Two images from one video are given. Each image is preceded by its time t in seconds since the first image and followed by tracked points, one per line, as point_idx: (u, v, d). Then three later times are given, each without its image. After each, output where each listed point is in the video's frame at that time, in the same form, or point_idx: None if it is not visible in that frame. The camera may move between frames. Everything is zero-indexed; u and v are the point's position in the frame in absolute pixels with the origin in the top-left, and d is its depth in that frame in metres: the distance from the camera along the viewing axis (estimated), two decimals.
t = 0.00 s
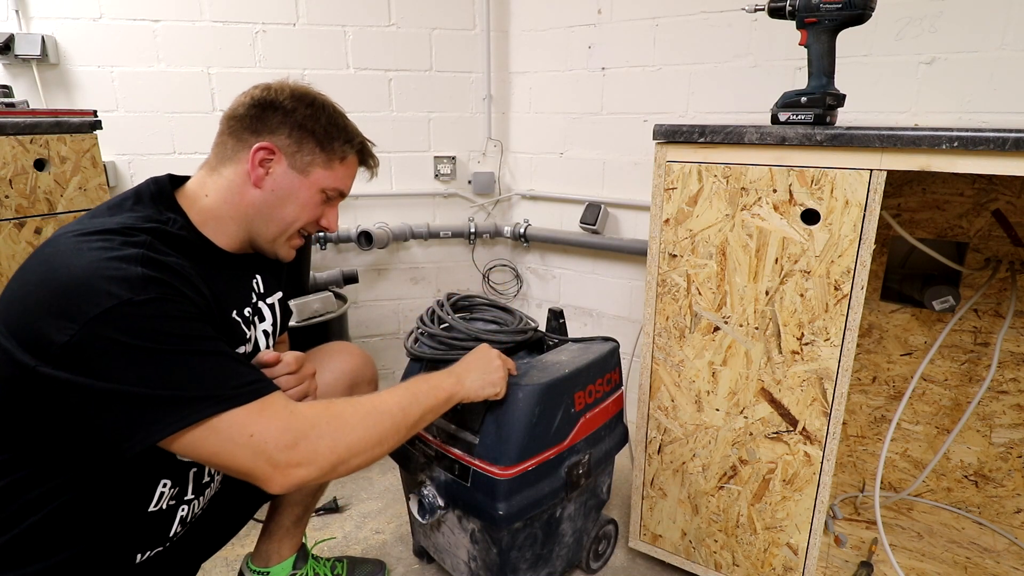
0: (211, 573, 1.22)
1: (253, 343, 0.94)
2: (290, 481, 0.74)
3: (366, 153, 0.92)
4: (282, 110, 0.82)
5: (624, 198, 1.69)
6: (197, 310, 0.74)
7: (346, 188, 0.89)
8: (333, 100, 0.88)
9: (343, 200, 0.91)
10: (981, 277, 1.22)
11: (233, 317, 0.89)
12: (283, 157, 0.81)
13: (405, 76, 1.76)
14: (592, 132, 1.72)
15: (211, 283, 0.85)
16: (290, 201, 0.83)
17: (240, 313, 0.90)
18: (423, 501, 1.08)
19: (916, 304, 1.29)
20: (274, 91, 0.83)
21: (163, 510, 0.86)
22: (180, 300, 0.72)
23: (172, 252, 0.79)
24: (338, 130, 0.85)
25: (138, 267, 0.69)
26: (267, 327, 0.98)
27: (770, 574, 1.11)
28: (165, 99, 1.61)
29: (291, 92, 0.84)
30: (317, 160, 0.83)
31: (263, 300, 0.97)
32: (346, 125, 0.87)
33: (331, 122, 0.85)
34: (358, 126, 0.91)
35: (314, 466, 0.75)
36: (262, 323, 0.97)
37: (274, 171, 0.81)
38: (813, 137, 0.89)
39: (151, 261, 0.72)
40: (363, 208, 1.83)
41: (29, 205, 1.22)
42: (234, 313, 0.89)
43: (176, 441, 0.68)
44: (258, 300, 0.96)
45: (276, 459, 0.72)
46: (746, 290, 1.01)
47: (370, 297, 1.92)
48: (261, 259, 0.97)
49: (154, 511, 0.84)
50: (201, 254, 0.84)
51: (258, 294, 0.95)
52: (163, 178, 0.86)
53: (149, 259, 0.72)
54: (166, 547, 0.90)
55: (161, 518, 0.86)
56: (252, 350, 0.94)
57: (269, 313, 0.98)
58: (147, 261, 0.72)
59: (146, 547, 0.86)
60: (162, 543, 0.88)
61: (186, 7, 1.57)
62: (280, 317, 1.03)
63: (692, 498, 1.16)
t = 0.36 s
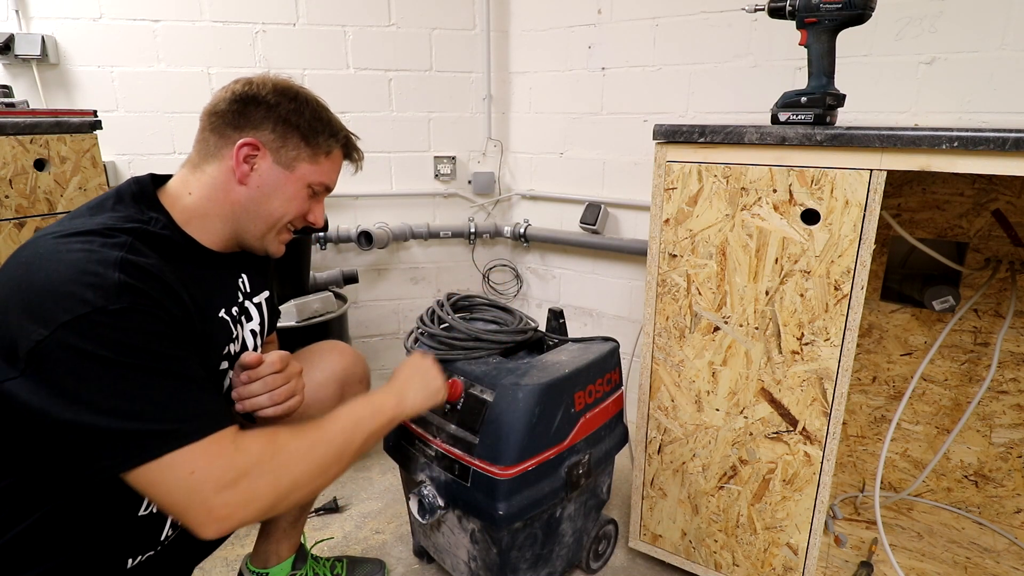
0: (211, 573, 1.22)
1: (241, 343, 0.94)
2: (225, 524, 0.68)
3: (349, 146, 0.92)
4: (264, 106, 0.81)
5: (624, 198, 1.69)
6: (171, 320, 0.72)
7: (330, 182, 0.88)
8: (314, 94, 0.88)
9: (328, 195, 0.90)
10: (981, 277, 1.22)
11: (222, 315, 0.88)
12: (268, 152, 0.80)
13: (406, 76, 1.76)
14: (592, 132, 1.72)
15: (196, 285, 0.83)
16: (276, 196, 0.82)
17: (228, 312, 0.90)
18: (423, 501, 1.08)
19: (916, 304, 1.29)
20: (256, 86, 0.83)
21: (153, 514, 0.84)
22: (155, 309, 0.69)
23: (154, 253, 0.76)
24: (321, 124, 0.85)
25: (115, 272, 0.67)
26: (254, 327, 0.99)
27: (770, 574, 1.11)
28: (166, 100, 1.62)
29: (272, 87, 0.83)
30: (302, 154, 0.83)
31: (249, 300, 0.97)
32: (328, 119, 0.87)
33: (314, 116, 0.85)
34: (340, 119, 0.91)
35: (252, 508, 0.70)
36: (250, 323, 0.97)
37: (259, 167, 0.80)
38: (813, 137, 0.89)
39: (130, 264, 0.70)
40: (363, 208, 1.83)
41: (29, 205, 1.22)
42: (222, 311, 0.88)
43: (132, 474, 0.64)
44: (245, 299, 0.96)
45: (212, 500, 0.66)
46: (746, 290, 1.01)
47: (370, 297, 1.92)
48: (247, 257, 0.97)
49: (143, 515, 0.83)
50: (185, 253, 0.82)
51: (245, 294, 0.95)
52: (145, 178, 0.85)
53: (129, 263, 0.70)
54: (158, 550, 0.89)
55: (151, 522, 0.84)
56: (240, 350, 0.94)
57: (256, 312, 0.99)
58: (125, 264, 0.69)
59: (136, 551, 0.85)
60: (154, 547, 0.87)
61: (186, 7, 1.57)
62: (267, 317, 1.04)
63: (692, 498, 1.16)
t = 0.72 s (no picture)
0: (211, 573, 1.22)
1: (236, 346, 0.94)
2: (180, 557, 0.72)
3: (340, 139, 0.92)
4: (247, 102, 0.81)
5: (624, 198, 1.69)
6: (152, 338, 0.72)
7: (320, 178, 0.88)
8: (301, 88, 0.87)
9: (320, 191, 0.90)
10: (981, 277, 1.22)
11: (215, 319, 0.88)
12: (254, 150, 0.80)
13: (406, 76, 1.76)
14: (592, 132, 1.72)
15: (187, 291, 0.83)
16: (264, 194, 0.82)
17: (222, 315, 0.90)
18: (423, 501, 1.08)
19: (916, 304, 1.29)
20: (239, 81, 0.82)
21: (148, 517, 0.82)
22: (136, 328, 0.69)
23: (141, 262, 0.76)
24: (308, 119, 0.85)
25: (100, 286, 0.67)
26: (248, 330, 0.98)
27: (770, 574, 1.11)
28: (166, 99, 1.62)
29: (256, 82, 0.83)
30: (289, 151, 0.82)
31: (242, 301, 0.97)
32: (316, 112, 0.87)
33: (300, 110, 0.84)
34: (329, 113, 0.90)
35: (209, 545, 0.74)
36: (244, 325, 0.97)
37: (245, 166, 0.80)
38: (813, 137, 0.89)
39: (115, 276, 0.70)
40: (363, 208, 1.83)
41: (29, 205, 1.22)
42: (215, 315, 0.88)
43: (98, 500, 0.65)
44: (238, 301, 0.96)
45: (172, 533, 0.70)
46: (746, 290, 1.01)
47: (370, 297, 1.92)
48: (237, 258, 0.97)
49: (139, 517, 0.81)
50: (176, 258, 0.82)
51: (237, 296, 0.96)
52: (136, 184, 0.84)
53: (115, 276, 0.70)
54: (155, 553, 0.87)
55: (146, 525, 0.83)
56: (235, 352, 0.94)
57: (250, 314, 0.99)
58: (110, 277, 0.69)
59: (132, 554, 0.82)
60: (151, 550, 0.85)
61: (186, 7, 1.57)
62: (261, 319, 1.04)
63: (692, 498, 1.16)
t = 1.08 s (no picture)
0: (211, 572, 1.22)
1: (231, 346, 0.94)
2: (149, 565, 0.72)
3: (335, 135, 0.91)
4: (236, 100, 0.81)
5: (623, 198, 1.69)
6: (139, 343, 0.72)
7: (313, 175, 0.87)
8: (292, 84, 0.87)
9: (314, 189, 0.89)
10: (981, 277, 1.22)
11: (208, 321, 0.88)
12: (242, 149, 0.80)
13: (406, 76, 1.76)
14: (592, 132, 1.72)
15: (178, 293, 0.82)
16: (253, 193, 0.81)
17: (216, 316, 0.90)
18: (423, 501, 1.08)
19: (916, 304, 1.29)
20: (228, 79, 0.82)
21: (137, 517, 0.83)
22: (122, 333, 0.69)
23: (131, 264, 0.76)
24: (298, 115, 0.84)
25: (87, 290, 0.67)
26: (245, 330, 0.99)
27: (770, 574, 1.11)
28: (166, 100, 1.62)
29: (245, 79, 0.83)
30: (278, 148, 0.82)
31: (239, 302, 0.97)
32: (307, 108, 0.86)
33: (290, 107, 0.83)
34: (322, 108, 0.89)
35: (179, 556, 0.73)
36: (240, 325, 0.97)
37: (234, 165, 0.80)
38: (813, 137, 0.89)
39: (103, 279, 0.69)
40: (363, 208, 1.83)
41: (29, 205, 1.22)
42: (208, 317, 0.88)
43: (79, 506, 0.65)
44: (234, 302, 0.96)
45: (141, 543, 0.70)
46: (746, 290, 1.01)
47: (370, 297, 1.92)
48: (234, 258, 0.98)
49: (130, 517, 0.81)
50: (167, 260, 0.82)
51: (234, 296, 0.96)
52: (133, 185, 0.84)
53: (103, 279, 0.69)
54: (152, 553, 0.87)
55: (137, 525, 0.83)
56: (231, 352, 0.94)
57: (246, 315, 0.99)
58: (98, 280, 0.69)
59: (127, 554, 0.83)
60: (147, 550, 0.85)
61: (186, 7, 1.57)
62: (258, 320, 1.04)
63: (692, 498, 1.16)
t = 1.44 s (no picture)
0: (211, 572, 1.22)
1: (234, 347, 0.94)
2: (147, 565, 0.72)
3: (335, 136, 0.89)
4: (233, 101, 0.80)
5: (623, 198, 1.69)
6: (140, 346, 0.72)
7: (312, 178, 0.86)
8: (292, 85, 0.86)
9: (313, 191, 0.88)
10: (981, 277, 1.22)
11: (211, 322, 0.88)
12: (238, 152, 0.79)
13: (406, 76, 1.76)
14: (592, 132, 1.72)
15: (180, 295, 0.82)
16: (249, 196, 0.81)
17: (219, 318, 0.91)
18: (423, 501, 1.08)
19: (916, 304, 1.29)
20: (226, 80, 0.82)
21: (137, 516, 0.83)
22: (123, 336, 0.69)
23: (133, 266, 0.76)
24: (296, 117, 0.83)
25: (88, 292, 0.67)
26: (247, 331, 0.99)
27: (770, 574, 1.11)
28: (166, 100, 1.62)
29: (243, 80, 0.82)
30: (275, 151, 0.81)
31: (242, 303, 0.98)
32: (306, 110, 0.85)
33: (287, 108, 0.82)
34: (323, 109, 0.88)
35: (177, 556, 0.74)
36: (243, 326, 0.97)
37: (230, 167, 0.80)
38: (813, 137, 0.89)
39: (105, 281, 0.69)
40: (363, 208, 1.83)
41: (29, 205, 1.22)
42: (211, 318, 0.89)
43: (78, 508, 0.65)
44: (236, 303, 0.96)
45: (138, 544, 0.70)
46: (746, 290, 1.01)
47: (370, 297, 1.92)
48: (237, 260, 0.98)
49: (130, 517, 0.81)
50: (169, 261, 0.82)
51: (236, 297, 0.96)
52: (136, 186, 0.85)
53: (105, 282, 0.69)
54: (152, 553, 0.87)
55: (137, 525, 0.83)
56: (233, 354, 0.95)
57: (249, 316, 0.99)
58: (99, 282, 0.69)
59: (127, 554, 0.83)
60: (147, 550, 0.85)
61: (186, 7, 1.57)
62: (261, 321, 1.04)
63: (692, 498, 1.16)
